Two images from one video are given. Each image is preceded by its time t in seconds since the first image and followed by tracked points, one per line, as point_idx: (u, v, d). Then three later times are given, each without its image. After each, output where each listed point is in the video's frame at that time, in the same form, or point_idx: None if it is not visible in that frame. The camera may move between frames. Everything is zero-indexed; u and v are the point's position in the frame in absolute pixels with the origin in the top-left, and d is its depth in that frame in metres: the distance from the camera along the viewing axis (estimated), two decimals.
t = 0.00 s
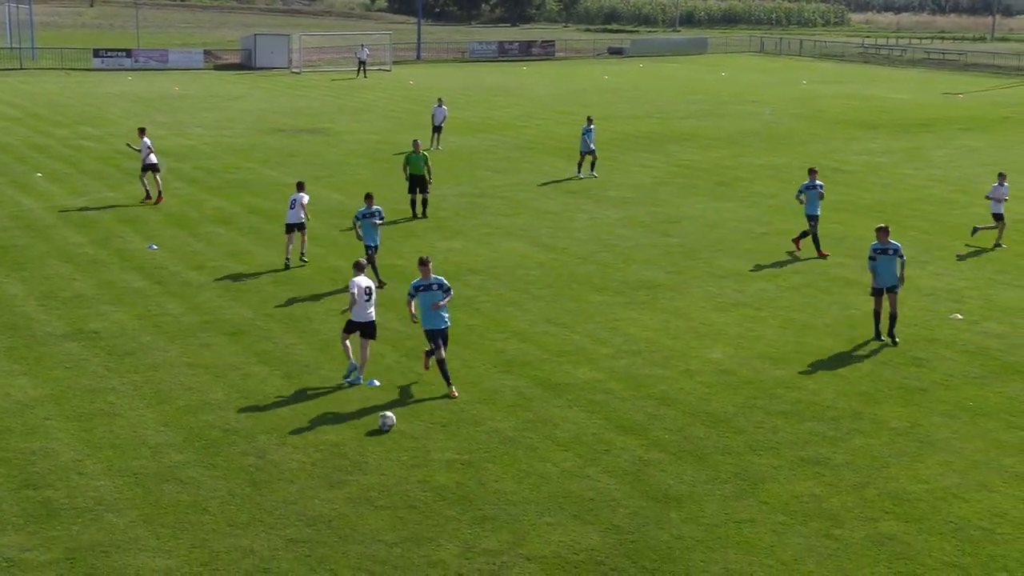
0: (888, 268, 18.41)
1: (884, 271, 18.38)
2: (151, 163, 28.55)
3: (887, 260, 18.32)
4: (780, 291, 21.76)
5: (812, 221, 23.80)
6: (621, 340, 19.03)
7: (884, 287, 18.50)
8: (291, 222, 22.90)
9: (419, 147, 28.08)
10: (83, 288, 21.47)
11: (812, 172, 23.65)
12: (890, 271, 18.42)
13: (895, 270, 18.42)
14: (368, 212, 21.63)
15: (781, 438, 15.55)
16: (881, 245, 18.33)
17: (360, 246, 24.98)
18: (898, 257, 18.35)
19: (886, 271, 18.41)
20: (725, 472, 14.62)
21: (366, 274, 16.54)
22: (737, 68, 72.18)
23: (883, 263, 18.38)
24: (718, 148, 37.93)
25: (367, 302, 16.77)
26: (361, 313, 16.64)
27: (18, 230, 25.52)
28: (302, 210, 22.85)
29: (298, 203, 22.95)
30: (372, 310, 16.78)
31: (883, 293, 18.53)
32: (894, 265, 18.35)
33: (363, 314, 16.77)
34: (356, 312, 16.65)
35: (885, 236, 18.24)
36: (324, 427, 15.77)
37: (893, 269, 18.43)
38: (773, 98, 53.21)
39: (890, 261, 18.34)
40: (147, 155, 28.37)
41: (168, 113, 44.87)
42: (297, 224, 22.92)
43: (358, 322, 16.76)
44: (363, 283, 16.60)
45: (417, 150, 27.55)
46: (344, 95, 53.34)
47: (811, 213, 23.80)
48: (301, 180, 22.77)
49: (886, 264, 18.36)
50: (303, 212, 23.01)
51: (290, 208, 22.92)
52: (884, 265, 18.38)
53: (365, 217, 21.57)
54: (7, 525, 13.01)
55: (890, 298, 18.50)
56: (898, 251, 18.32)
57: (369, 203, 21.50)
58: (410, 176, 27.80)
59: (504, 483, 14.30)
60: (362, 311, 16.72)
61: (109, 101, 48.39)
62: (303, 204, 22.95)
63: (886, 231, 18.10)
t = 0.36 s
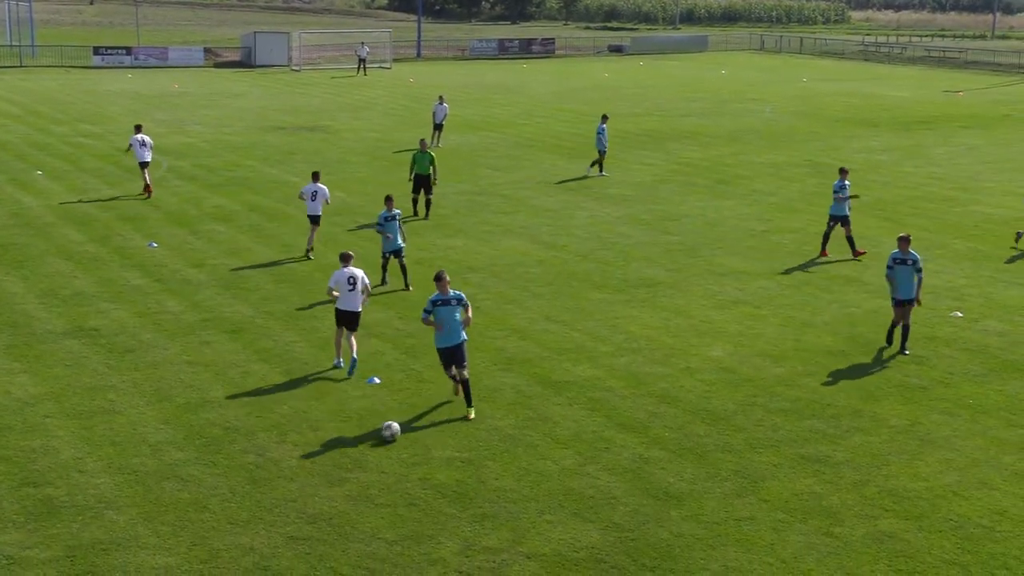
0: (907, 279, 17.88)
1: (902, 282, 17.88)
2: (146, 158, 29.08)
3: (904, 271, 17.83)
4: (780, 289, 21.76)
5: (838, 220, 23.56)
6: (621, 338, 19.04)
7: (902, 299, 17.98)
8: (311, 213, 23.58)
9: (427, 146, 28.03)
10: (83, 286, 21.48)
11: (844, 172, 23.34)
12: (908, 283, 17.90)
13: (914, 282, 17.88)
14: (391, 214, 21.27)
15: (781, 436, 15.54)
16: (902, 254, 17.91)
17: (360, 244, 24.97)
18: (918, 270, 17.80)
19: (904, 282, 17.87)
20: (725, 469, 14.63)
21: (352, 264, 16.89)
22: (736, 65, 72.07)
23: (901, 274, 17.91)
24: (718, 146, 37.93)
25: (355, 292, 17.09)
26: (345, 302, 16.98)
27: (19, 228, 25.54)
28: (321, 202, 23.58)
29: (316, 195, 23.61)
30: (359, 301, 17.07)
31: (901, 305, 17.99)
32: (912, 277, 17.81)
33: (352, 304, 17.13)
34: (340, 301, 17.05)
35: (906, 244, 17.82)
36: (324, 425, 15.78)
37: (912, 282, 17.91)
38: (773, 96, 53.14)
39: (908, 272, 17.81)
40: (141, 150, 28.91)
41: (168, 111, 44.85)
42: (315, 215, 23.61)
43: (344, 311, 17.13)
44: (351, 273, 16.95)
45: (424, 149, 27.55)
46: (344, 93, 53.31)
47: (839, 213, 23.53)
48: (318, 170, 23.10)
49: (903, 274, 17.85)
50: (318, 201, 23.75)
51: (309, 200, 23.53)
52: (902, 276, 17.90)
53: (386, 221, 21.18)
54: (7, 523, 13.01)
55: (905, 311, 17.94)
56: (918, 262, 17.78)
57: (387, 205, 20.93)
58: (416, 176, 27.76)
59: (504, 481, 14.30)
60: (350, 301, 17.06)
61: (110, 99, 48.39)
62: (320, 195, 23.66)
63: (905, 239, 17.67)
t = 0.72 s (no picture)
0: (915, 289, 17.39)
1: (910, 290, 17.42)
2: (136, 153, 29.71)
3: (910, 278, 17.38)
4: (780, 288, 21.76)
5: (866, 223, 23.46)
6: (621, 337, 19.04)
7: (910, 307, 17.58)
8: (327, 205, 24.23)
9: (430, 144, 28.01)
10: (83, 284, 21.48)
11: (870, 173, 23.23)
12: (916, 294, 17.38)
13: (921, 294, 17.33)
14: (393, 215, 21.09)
15: (780, 435, 15.54)
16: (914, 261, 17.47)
17: (360, 243, 24.96)
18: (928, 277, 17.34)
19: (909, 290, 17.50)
20: (725, 468, 14.62)
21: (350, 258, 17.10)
22: (736, 64, 71.97)
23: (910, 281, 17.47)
24: (717, 145, 37.91)
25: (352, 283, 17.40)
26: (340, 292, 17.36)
27: (18, 227, 25.53)
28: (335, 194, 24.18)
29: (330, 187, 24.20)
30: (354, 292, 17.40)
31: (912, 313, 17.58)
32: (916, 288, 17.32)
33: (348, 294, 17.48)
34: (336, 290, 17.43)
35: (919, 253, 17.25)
36: (324, 424, 15.77)
37: (922, 291, 17.42)
38: (773, 95, 53.11)
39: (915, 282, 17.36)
40: (131, 141, 29.58)
41: (168, 110, 44.82)
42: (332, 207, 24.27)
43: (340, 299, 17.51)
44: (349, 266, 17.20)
45: (427, 149, 27.49)
46: (343, 92, 53.30)
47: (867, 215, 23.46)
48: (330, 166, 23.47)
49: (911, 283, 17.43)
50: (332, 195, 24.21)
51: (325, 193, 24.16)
52: (912, 284, 17.44)
53: (387, 220, 21.04)
54: (6, 522, 13.01)
55: (910, 321, 17.49)
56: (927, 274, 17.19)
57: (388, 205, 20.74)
58: (418, 176, 27.73)
59: (504, 480, 14.30)
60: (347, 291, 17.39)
61: (110, 98, 48.39)
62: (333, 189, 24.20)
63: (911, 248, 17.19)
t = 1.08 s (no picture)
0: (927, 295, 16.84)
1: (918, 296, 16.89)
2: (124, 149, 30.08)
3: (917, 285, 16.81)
4: (780, 287, 21.75)
5: (891, 226, 23.17)
6: (621, 335, 19.04)
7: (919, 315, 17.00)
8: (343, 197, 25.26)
9: (427, 142, 27.88)
10: (83, 283, 21.48)
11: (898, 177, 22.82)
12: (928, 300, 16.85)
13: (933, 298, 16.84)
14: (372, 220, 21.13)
15: (780, 433, 15.55)
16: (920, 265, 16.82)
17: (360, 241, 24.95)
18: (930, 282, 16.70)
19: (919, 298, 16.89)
20: (724, 467, 14.62)
21: (356, 244, 18.04)
22: (735, 63, 71.89)
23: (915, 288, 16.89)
24: (717, 143, 37.90)
25: (358, 271, 18.14)
26: (346, 278, 18.10)
27: (18, 226, 25.53)
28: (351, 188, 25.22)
29: (347, 181, 25.14)
30: (360, 280, 18.10)
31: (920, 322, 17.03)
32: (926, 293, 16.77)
33: (356, 283, 18.15)
34: (343, 278, 18.16)
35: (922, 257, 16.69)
36: (324, 423, 15.77)
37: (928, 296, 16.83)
38: (772, 93, 53.10)
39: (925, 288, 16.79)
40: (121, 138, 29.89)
41: (168, 109, 44.78)
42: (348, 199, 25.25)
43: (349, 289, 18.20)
44: (354, 253, 18.08)
45: (425, 147, 27.38)
46: (343, 91, 53.29)
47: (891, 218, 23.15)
48: (347, 160, 24.54)
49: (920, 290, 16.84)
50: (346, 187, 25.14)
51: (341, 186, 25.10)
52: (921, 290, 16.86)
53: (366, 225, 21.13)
54: (5, 521, 13.00)
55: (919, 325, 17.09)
56: (935, 278, 16.70)
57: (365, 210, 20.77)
58: (418, 173, 27.69)
59: (504, 478, 14.30)
60: (354, 278, 18.12)
61: (110, 96, 48.40)
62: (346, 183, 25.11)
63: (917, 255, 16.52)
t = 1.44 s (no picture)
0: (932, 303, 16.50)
1: (923, 304, 16.55)
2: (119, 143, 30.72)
3: (925, 293, 16.42)
4: (780, 287, 21.75)
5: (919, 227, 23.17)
6: (621, 335, 19.04)
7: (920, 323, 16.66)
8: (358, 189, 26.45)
9: (426, 141, 27.93)
10: (83, 283, 21.48)
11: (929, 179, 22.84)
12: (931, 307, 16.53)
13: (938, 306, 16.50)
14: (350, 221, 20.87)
15: (780, 433, 15.54)
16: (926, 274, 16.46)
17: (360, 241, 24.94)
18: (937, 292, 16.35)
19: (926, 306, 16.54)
20: (724, 467, 14.62)
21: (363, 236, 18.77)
22: (736, 63, 71.84)
23: (919, 295, 16.53)
24: (717, 143, 37.90)
25: (366, 262, 18.90)
26: (355, 270, 18.86)
27: (19, 226, 25.53)
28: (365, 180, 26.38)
29: (361, 175, 26.37)
30: (368, 270, 18.89)
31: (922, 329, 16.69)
32: (934, 301, 16.39)
33: (363, 273, 18.92)
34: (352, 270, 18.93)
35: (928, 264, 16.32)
36: (325, 423, 15.76)
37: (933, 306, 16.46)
38: (771, 93, 53.10)
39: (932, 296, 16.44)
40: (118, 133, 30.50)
41: (168, 109, 44.75)
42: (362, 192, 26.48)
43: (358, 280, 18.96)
44: (362, 245, 18.80)
45: (425, 146, 27.44)
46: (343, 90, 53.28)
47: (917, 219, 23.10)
48: (358, 154, 25.58)
49: (927, 297, 16.48)
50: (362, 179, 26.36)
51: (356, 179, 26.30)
52: (925, 299, 16.53)
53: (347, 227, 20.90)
54: (5, 521, 13.00)
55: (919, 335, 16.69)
56: (942, 285, 16.38)
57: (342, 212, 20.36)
58: (419, 172, 27.76)
59: (504, 478, 14.30)
60: (362, 269, 18.90)
61: (110, 96, 48.39)
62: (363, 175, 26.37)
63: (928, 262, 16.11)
